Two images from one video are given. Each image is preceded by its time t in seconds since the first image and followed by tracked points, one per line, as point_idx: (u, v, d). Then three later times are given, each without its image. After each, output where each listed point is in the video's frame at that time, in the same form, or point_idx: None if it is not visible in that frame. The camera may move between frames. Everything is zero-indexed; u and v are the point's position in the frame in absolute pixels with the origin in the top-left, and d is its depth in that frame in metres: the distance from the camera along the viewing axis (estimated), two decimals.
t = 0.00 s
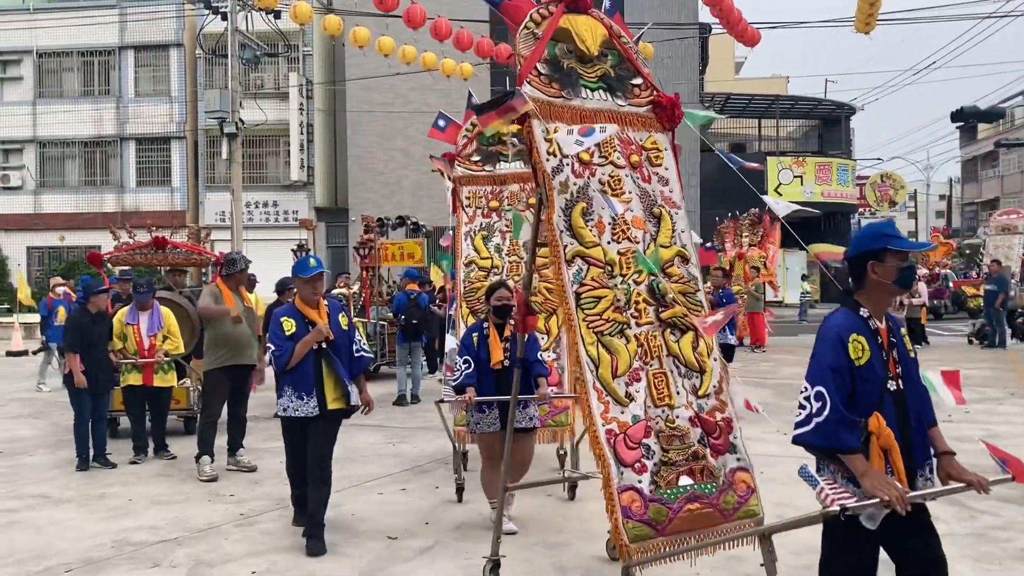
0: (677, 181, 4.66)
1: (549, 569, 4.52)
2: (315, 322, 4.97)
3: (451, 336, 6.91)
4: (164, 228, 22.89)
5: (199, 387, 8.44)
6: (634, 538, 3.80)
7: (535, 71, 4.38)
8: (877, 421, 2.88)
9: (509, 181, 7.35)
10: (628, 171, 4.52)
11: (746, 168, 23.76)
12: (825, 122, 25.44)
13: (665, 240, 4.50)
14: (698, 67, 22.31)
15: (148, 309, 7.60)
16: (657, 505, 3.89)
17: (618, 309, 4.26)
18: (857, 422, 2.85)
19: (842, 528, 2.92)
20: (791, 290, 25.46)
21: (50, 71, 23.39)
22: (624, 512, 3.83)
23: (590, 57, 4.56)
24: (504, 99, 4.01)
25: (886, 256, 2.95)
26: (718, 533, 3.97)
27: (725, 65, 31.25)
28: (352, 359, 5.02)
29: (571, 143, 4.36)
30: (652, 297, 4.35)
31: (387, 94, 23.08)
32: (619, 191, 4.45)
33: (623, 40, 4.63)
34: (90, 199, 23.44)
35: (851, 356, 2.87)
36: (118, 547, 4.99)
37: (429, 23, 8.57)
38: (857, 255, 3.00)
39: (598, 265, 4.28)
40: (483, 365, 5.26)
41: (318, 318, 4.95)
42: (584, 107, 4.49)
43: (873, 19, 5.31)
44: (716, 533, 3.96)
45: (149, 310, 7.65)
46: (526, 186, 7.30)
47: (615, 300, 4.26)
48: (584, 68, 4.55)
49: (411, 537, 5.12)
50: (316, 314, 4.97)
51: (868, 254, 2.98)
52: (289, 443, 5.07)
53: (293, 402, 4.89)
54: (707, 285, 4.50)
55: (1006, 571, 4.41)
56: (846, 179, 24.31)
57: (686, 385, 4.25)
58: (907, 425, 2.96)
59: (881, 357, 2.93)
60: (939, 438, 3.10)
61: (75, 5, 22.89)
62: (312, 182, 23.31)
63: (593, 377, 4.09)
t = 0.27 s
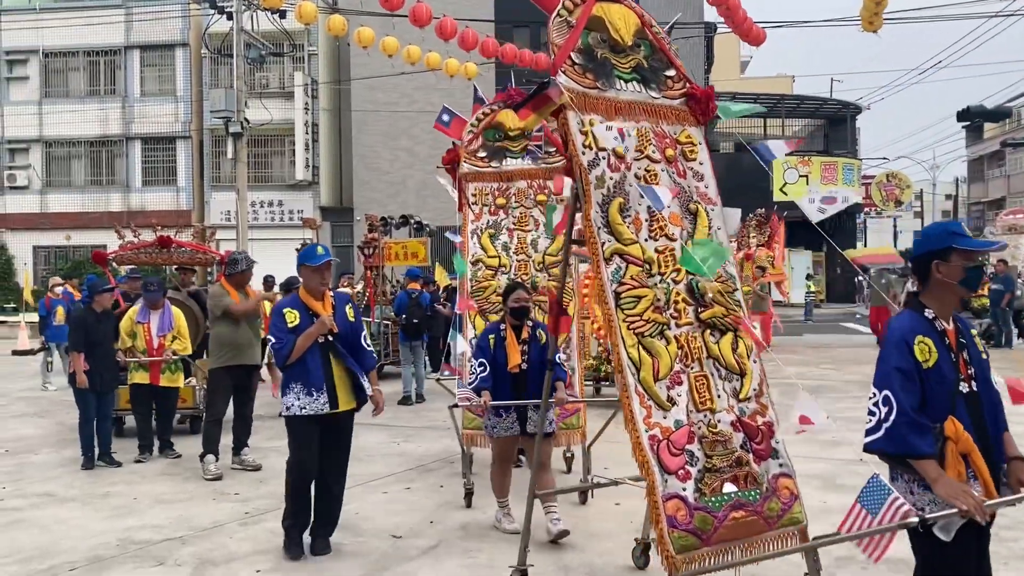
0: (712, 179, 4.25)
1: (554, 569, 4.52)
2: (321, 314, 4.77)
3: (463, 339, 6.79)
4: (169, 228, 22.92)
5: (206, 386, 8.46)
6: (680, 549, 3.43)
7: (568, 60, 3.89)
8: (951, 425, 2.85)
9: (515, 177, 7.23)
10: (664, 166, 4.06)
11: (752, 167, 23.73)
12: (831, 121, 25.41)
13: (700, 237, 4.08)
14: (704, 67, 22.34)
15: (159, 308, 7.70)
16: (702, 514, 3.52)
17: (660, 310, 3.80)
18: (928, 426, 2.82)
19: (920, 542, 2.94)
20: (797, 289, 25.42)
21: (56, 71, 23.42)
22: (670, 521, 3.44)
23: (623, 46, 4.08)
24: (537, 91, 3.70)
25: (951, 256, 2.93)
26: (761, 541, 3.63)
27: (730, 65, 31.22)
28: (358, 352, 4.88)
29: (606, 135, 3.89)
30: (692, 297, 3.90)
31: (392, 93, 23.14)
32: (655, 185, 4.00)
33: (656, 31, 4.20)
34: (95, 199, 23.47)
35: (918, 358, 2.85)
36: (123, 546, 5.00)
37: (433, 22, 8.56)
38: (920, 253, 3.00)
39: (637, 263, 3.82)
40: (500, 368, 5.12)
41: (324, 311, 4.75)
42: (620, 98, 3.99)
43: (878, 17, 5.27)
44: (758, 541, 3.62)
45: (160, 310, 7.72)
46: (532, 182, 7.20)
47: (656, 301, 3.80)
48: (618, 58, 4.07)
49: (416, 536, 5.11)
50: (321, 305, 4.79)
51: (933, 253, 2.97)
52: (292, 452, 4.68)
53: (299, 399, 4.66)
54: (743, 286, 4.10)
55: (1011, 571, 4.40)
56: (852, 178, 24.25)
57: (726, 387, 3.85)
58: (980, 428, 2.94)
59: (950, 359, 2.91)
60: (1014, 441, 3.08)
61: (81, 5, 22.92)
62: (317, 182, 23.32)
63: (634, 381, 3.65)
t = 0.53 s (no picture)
0: (746, 173, 3.80)
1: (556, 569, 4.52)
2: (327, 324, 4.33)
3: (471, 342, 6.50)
4: (173, 228, 22.98)
5: (210, 387, 8.47)
6: (727, 558, 3.12)
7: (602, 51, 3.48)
8: (1017, 429, 2.68)
9: (523, 175, 6.93)
10: (700, 161, 3.61)
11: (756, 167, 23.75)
12: (834, 122, 25.40)
13: (738, 236, 3.64)
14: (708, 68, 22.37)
15: (168, 308, 7.73)
16: (748, 522, 3.18)
17: (700, 311, 3.41)
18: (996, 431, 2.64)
19: (992, 556, 2.74)
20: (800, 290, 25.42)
21: (60, 71, 23.47)
22: (716, 530, 3.11)
23: (656, 37, 3.66)
24: (573, 82, 3.38)
25: (1011, 255, 2.76)
26: (806, 551, 3.30)
27: (733, 65, 31.24)
28: (366, 364, 4.47)
29: (641, 129, 3.49)
30: (732, 298, 3.51)
31: (395, 94, 23.24)
32: (692, 181, 3.56)
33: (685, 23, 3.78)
34: (99, 199, 23.52)
35: (981, 358, 2.66)
36: (126, 545, 5.00)
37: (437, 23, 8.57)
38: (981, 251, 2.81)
39: (676, 260, 3.42)
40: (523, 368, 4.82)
41: (330, 320, 4.31)
42: (654, 91, 3.59)
43: (882, 18, 5.26)
44: (804, 552, 3.29)
45: (168, 310, 7.74)
46: (540, 179, 6.93)
47: (696, 301, 3.41)
48: (650, 50, 3.64)
49: (419, 536, 5.11)
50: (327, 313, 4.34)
51: (994, 251, 2.79)
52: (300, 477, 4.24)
53: (304, 416, 4.21)
54: (782, 284, 3.69)
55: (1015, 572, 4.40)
56: (856, 178, 24.24)
57: (768, 392, 3.48)
58: None
59: (1013, 359, 2.74)
60: None
61: (86, 6, 23.00)
62: (321, 182, 23.34)
63: (677, 385, 3.27)
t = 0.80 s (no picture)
0: (780, 172, 3.71)
1: (558, 569, 4.54)
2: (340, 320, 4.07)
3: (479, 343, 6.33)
4: (176, 229, 23.00)
5: (213, 389, 8.48)
6: (774, 569, 3.07)
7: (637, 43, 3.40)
8: None
9: (529, 174, 6.84)
10: (734, 159, 3.56)
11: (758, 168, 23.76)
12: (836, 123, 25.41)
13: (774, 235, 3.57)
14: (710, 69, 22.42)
15: (173, 309, 7.77)
16: (793, 532, 3.16)
17: (740, 313, 3.36)
18: None
19: None
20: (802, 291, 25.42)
21: (63, 73, 23.50)
22: (763, 541, 3.07)
23: (689, 29, 3.59)
24: (609, 76, 3.26)
25: None
26: (848, 560, 3.29)
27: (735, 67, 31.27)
28: (379, 366, 4.22)
29: (674, 125, 3.41)
30: (770, 299, 3.46)
31: (398, 95, 23.36)
32: (726, 179, 3.50)
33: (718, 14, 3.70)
34: (102, 200, 23.56)
35: None
36: (129, 546, 5.02)
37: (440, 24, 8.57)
38: None
39: (715, 261, 3.36)
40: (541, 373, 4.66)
41: (343, 316, 4.05)
42: (687, 84, 3.51)
43: (884, 19, 5.25)
44: (846, 560, 3.28)
45: (173, 311, 7.77)
46: (547, 178, 6.85)
47: (736, 303, 3.36)
48: (684, 42, 3.58)
49: (420, 536, 5.13)
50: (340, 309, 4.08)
51: None
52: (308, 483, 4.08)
53: (311, 417, 4.00)
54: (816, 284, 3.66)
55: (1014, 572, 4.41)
56: (858, 180, 24.24)
57: (806, 396, 3.45)
58: None
59: None
60: None
61: (89, 7, 23.05)
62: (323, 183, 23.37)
63: (719, 389, 3.23)
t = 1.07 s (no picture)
0: (814, 171, 3.84)
1: (560, 570, 4.56)
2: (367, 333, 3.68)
3: (486, 345, 6.28)
4: (177, 230, 23.02)
5: (215, 391, 8.46)
6: None
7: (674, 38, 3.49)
8: None
9: (535, 173, 6.74)
10: (770, 156, 3.67)
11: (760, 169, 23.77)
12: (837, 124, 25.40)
13: (811, 235, 3.67)
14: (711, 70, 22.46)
15: (175, 311, 7.79)
16: (843, 541, 3.22)
17: (782, 315, 3.43)
18: None
19: None
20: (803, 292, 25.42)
21: (65, 74, 23.53)
22: (814, 553, 3.14)
23: (723, 24, 3.69)
24: (647, 69, 3.31)
25: None
26: (896, 568, 3.36)
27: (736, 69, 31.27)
28: (407, 382, 3.85)
29: (713, 122, 3.50)
30: (810, 300, 3.54)
31: (399, 97, 23.43)
32: (764, 177, 3.61)
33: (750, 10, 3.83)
34: (104, 201, 23.58)
35: None
36: (131, 547, 5.03)
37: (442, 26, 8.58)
38: None
39: (757, 263, 3.44)
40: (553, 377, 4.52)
41: (371, 329, 3.67)
42: (724, 81, 3.63)
43: (885, 21, 5.19)
44: (894, 568, 3.35)
45: (175, 312, 7.81)
46: (553, 177, 6.78)
47: (779, 305, 3.44)
48: (718, 37, 3.68)
49: (422, 538, 5.14)
50: (367, 321, 3.70)
51: None
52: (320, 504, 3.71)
53: (333, 436, 3.61)
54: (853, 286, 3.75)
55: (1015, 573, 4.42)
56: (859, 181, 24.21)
57: (848, 400, 3.52)
58: None
59: None
60: None
61: (91, 9, 23.09)
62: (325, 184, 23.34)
63: (766, 394, 3.28)
